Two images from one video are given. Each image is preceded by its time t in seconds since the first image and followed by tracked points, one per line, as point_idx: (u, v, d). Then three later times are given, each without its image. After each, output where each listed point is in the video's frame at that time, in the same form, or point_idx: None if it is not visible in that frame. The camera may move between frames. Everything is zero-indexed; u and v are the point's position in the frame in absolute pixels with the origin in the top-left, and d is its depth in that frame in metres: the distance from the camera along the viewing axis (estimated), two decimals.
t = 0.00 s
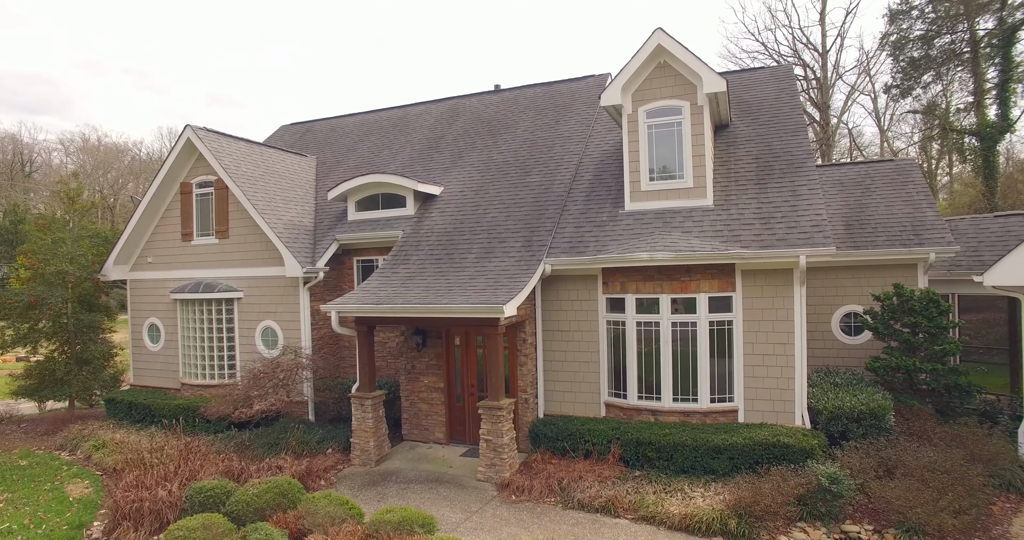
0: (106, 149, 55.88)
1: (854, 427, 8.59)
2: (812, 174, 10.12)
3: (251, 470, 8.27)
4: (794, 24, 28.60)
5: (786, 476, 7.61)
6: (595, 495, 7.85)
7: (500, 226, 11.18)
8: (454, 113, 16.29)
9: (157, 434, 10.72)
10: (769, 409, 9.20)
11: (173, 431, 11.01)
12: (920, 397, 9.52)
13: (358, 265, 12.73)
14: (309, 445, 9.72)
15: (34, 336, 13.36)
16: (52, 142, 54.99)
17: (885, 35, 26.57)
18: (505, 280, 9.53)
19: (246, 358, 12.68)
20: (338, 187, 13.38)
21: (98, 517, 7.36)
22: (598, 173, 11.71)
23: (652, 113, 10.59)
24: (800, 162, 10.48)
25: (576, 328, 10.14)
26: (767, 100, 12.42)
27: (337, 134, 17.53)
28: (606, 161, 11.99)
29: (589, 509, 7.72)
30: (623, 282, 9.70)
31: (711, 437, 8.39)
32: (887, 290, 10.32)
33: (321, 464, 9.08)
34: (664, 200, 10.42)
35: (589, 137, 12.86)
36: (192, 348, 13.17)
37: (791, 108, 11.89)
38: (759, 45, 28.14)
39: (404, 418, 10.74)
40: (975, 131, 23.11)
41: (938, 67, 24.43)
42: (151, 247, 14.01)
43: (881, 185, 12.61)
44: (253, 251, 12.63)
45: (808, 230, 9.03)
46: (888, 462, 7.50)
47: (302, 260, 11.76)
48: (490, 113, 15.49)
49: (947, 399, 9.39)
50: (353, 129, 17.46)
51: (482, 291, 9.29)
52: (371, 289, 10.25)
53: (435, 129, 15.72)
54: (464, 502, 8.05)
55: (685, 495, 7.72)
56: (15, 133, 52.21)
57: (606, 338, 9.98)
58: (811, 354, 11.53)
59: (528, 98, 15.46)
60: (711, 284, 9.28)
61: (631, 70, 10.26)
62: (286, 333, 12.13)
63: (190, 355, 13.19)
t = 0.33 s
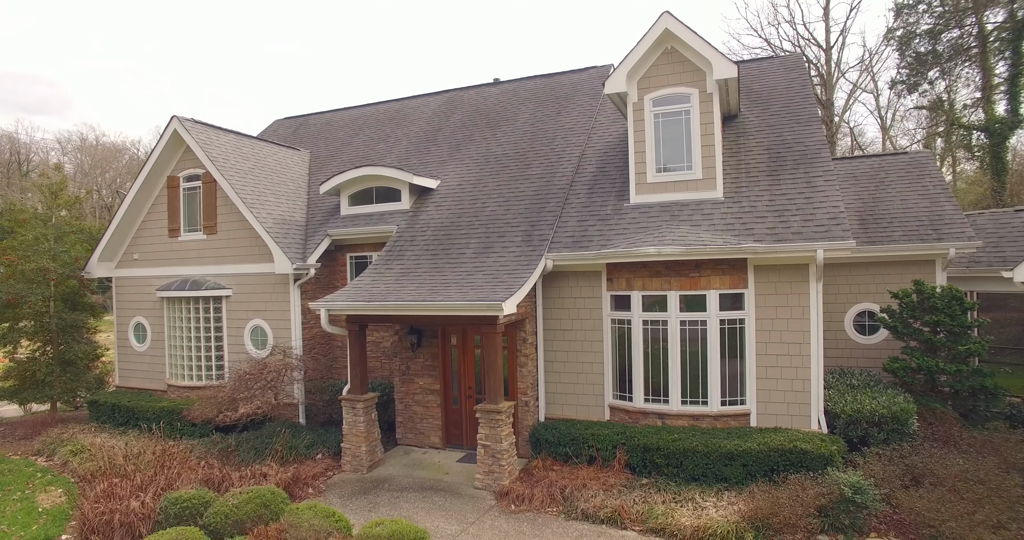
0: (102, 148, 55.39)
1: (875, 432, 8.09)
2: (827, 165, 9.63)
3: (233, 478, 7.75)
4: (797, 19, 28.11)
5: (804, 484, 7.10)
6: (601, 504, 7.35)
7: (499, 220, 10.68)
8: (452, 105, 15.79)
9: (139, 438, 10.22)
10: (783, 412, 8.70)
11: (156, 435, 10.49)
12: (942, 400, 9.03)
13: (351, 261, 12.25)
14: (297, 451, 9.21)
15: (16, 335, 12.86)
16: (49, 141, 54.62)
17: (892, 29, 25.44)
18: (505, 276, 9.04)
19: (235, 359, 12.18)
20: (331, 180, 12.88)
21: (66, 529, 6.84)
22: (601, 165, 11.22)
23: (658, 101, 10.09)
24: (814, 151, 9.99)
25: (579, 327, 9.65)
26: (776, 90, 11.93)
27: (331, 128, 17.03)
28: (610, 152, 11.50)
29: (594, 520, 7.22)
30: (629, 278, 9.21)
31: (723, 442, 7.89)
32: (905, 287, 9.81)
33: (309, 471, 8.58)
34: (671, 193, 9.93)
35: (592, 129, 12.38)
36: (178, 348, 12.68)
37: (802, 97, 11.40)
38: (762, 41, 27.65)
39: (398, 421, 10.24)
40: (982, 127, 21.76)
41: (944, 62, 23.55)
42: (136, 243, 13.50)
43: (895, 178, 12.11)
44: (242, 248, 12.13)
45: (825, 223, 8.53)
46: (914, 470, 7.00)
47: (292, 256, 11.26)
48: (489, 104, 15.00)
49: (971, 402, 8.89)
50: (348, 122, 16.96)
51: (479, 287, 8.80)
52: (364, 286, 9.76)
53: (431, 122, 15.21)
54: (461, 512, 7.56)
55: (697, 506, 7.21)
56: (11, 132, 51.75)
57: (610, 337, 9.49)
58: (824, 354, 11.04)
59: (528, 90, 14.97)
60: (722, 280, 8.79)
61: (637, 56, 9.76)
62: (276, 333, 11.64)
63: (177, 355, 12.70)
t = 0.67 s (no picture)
0: (99, 147, 55.00)
1: (900, 436, 7.62)
2: (846, 155, 9.16)
3: (218, 486, 7.29)
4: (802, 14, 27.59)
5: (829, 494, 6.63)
6: (610, 514, 6.88)
7: (500, 214, 10.21)
8: (451, 98, 15.31)
9: (123, 442, 9.75)
10: (801, 416, 8.23)
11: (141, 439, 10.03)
12: (968, 402, 8.55)
13: (347, 257, 11.78)
14: (288, 456, 8.75)
15: None
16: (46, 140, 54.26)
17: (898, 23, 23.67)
18: (507, 272, 8.57)
19: (226, 359, 11.72)
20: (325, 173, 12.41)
21: None
22: (607, 157, 10.75)
23: (668, 88, 9.62)
24: (832, 141, 9.52)
25: (584, 325, 9.18)
26: (789, 79, 11.45)
27: (327, 122, 16.55)
28: (616, 144, 11.03)
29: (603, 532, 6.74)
30: (638, 274, 8.74)
31: (740, 448, 7.42)
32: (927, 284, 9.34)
33: (300, 478, 8.12)
34: (681, 185, 9.46)
35: (597, 120, 11.91)
36: (168, 348, 12.22)
37: (816, 86, 10.92)
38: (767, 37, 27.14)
39: (395, 424, 9.77)
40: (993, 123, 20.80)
41: (952, 58, 21.75)
42: (125, 239, 13.03)
43: (913, 171, 11.63)
44: (233, 243, 11.67)
45: (846, 215, 8.07)
46: (946, 477, 6.53)
47: (285, 252, 10.80)
48: (490, 96, 14.53)
49: (1000, 404, 8.42)
50: (345, 116, 16.49)
51: (480, 284, 8.33)
52: (358, 283, 9.30)
53: (430, 116, 14.73)
54: (461, 523, 7.09)
55: (713, 516, 6.74)
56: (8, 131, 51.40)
57: (618, 336, 9.02)
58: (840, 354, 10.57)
59: (531, 82, 14.49)
60: (736, 276, 8.31)
61: (646, 41, 9.30)
62: (268, 332, 11.18)
63: (166, 355, 12.24)
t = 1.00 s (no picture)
0: (99, 147, 54.70)
1: (930, 441, 7.17)
2: (867, 144, 8.71)
3: (205, 494, 6.85)
4: (806, 10, 27.08)
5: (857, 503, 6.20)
6: (622, 523, 6.45)
7: (504, 207, 9.79)
8: (452, 90, 14.88)
9: (110, 446, 9.33)
10: (822, 419, 7.78)
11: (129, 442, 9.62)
12: (998, 405, 8.10)
13: (344, 253, 11.39)
14: (280, 460, 8.32)
15: None
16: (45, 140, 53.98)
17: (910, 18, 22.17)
18: (511, 267, 8.15)
19: (218, 359, 11.31)
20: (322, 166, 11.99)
21: None
22: (615, 147, 10.32)
23: (680, 75, 9.18)
24: (851, 130, 9.08)
25: (593, 323, 8.75)
26: (804, 67, 11.00)
27: (326, 116, 16.13)
28: (623, 134, 10.60)
29: None
30: (649, 270, 8.31)
31: (759, 453, 6.99)
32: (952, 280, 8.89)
33: (292, 485, 7.70)
34: (693, 175, 9.02)
35: (604, 110, 11.48)
36: (159, 347, 11.82)
37: (833, 74, 10.46)
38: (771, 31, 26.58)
39: (394, 427, 9.35)
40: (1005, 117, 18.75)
41: (964, 52, 19.98)
42: (115, 235, 12.61)
43: (933, 163, 11.16)
44: (226, 239, 11.25)
45: (870, 205, 7.63)
46: (982, 484, 6.08)
47: (279, 247, 10.37)
48: (492, 88, 14.10)
49: None
50: (344, 109, 16.08)
51: (483, 279, 7.90)
52: (355, 279, 8.87)
53: (431, 108, 14.30)
54: (463, 533, 6.68)
55: (732, 527, 6.32)
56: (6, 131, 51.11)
57: (627, 335, 8.59)
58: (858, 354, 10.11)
59: (534, 74, 14.07)
60: (753, 271, 7.88)
61: (657, 24, 8.85)
62: (262, 330, 10.78)
63: (157, 355, 11.85)
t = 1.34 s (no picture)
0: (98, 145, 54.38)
1: (958, 444, 6.79)
2: (887, 133, 8.31)
3: (190, 501, 6.46)
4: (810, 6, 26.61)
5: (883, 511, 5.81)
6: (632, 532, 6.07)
7: (507, 200, 9.40)
8: (453, 82, 14.49)
9: (96, 448, 8.96)
10: (843, 421, 7.38)
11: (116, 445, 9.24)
12: None
13: (341, 249, 11.01)
14: (272, 464, 7.95)
15: None
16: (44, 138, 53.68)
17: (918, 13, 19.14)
18: (514, 261, 7.76)
19: (211, 358, 10.93)
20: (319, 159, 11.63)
21: None
22: (622, 138, 9.93)
23: (691, 62, 8.79)
24: (870, 119, 8.68)
25: (600, 320, 8.36)
26: (818, 56, 10.60)
27: (324, 110, 15.76)
28: (631, 125, 10.21)
29: None
30: (659, 264, 7.91)
31: (777, 457, 6.59)
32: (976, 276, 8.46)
33: (284, 490, 7.33)
34: (705, 166, 8.62)
35: (610, 101, 11.09)
36: (150, 346, 11.46)
37: (849, 62, 10.05)
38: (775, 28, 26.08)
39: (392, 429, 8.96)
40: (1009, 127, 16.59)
41: (973, 46, 17.42)
42: (106, 230, 12.23)
43: (952, 156, 10.75)
44: (218, 234, 10.88)
45: (894, 196, 7.23)
46: (1020, 490, 5.68)
47: (274, 242, 9.99)
48: (495, 80, 13.72)
49: None
50: (343, 103, 15.71)
51: (484, 274, 7.53)
52: (352, 274, 8.51)
53: (431, 101, 13.91)
54: None
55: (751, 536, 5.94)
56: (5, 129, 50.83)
57: (636, 333, 8.19)
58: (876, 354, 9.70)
59: (538, 65, 13.68)
60: (770, 266, 7.48)
61: (666, 8, 8.46)
62: (256, 328, 10.41)
63: (148, 354, 11.48)
